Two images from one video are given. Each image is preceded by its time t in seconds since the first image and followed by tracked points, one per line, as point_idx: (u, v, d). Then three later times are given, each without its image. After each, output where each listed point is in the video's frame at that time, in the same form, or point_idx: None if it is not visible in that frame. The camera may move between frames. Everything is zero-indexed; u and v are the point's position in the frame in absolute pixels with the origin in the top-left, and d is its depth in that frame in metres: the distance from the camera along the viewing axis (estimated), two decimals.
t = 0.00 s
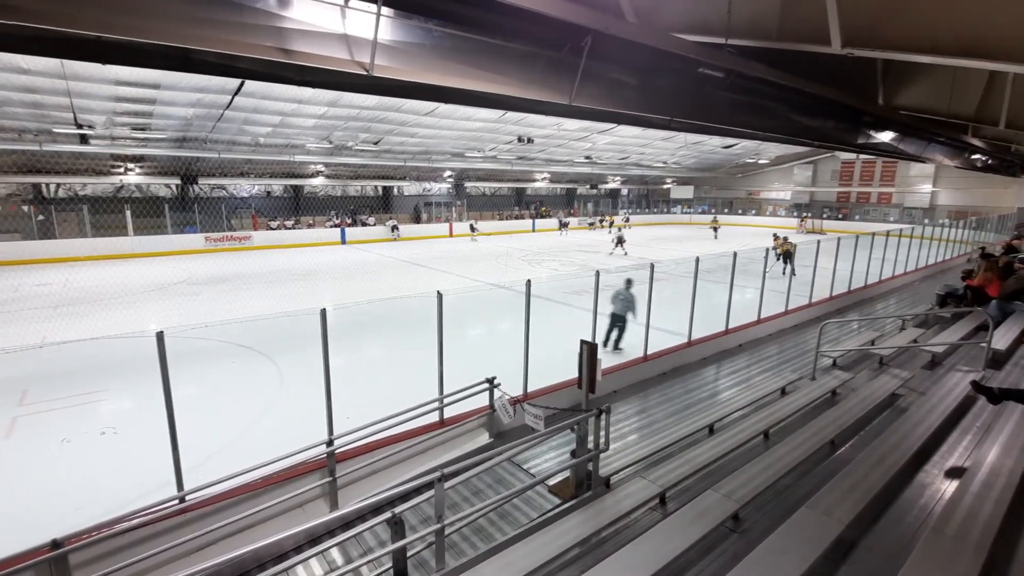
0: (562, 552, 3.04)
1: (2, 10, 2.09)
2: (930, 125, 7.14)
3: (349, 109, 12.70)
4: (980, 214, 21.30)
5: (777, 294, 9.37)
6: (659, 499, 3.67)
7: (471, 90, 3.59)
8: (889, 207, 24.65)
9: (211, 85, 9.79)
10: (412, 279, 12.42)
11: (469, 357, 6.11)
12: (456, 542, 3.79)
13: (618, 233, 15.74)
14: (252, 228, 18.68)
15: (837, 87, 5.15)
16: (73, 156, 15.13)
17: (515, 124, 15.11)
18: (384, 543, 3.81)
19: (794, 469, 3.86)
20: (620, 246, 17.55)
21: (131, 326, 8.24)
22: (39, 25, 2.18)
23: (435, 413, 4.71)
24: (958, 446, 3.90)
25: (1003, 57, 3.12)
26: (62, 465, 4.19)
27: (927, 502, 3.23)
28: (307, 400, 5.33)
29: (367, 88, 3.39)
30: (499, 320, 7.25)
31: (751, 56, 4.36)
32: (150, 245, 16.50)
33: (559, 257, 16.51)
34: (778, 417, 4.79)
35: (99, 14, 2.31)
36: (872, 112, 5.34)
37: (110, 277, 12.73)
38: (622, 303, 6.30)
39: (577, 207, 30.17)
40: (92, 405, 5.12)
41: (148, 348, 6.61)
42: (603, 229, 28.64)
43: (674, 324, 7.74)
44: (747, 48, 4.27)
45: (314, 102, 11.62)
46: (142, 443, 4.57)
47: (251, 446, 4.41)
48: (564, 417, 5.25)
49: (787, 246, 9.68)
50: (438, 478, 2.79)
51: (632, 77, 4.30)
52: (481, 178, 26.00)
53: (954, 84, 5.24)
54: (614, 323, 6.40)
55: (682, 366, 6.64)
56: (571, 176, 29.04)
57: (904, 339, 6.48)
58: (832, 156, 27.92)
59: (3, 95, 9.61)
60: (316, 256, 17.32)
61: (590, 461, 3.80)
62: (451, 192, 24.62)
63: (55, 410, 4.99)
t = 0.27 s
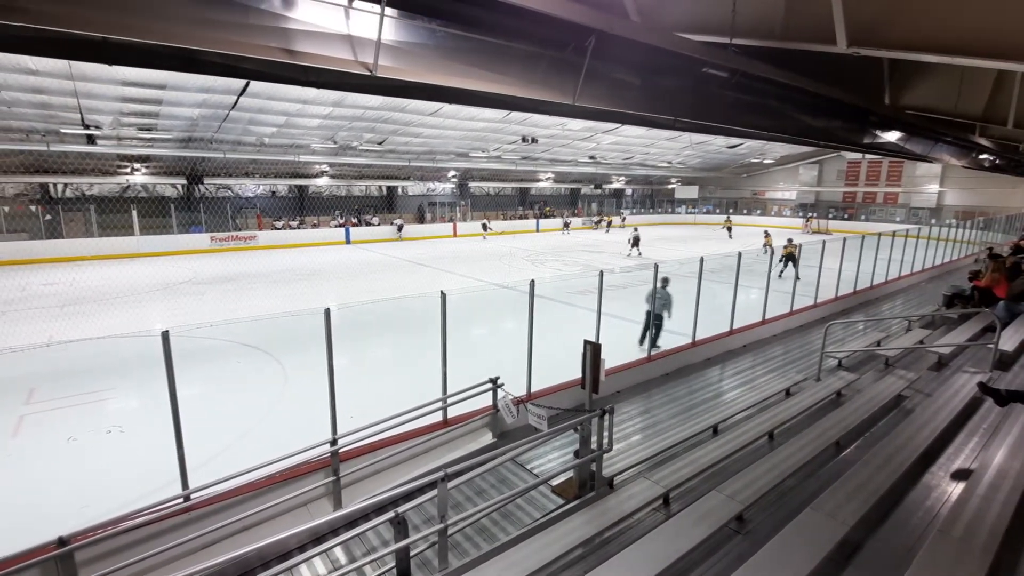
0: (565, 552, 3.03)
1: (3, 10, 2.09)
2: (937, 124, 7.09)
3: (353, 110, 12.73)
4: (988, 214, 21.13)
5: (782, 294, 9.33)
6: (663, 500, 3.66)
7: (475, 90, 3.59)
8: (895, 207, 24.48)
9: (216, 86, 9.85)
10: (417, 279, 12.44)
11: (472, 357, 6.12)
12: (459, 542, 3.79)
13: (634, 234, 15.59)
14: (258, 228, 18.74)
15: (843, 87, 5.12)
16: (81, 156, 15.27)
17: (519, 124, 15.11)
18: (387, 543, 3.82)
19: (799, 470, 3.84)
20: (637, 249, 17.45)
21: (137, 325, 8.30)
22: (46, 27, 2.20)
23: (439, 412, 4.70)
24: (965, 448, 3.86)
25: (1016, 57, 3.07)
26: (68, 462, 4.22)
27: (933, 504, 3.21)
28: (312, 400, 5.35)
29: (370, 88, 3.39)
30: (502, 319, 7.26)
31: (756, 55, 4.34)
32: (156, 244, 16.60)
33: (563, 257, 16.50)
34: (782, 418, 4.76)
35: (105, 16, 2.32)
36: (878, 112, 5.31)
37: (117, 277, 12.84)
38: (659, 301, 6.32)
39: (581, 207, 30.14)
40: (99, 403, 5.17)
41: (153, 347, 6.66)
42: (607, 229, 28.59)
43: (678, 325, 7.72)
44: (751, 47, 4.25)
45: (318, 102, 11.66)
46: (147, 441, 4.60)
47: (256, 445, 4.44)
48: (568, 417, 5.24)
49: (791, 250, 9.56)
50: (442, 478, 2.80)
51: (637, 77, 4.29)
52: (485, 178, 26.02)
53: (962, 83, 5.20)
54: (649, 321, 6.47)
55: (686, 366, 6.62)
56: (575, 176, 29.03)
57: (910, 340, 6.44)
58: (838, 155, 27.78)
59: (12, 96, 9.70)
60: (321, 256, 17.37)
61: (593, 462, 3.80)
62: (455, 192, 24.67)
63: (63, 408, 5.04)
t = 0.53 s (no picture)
0: (566, 552, 3.03)
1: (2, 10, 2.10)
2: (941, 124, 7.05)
3: (356, 110, 12.75)
4: (994, 214, 21.00)
5: (785, 294, 9.30)
6: (665, 500, 3.65)
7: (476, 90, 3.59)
8: (900, 207, 24.35)
9: (219, 86, 9.87)
10: (419, 278, 12.45)
11: (473, 356, 6.12)
12: (460, 541, 3.80)
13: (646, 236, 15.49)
14: (261, 227, 18.77)
15: (847, 86, 5.09)
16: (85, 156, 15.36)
17: (521, 123, 15.10)
18: (388, 542, 3.83)
19: (801, 471, 3.82)
20: (649, 249, 17.38)
21: (140, 325, 8.32)
22: (49, 27, 2.21)
23: (440, 412, 4.70)
24: (969, 449, 3.84)
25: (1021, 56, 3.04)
26: (71, 461, 4.24)
27: (936, 505, 3.19)
28: (314, 400, 5.37)
29: (371, 88, 3.40)
30: (502, 319, 7.26)
31: (759, 54, 4.33)
32: (160, 244, 16.65)
33: (565, 257, 16.49)
34: (785, 418, 4.75)
35: (108, 17, 2.34)
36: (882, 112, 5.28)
37: (120, 276, 12.89)
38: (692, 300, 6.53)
39: (584, 207, 30.11)
40: (103, 402, 5.20)
41: (156, 347, 6.68)
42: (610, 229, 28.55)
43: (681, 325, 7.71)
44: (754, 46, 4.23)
45: (321, 102, 11.68)
46: (150, 440, 4.63)
47: (259, 444, 4.46)
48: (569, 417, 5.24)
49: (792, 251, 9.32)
50: (443, 478, 2.80)
51: (638, 76, 4.28)
52: (488, 178, 26.03)
53: (966, 83, 5.16)
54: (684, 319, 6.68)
55: (688, 366, 6.60)
56: (577, 176, 29.00)
57: (914, 340, 6.40)
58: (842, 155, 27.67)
59: (16, 96, 9.76)
60: (324, 255, 17.40)
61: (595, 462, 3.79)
62: (457, 192, 24.69)
63: (67, 406, 5.08)
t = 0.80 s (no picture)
0: (568, 552, 3.03)
1: (5, 11, 2.11)
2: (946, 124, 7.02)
3: (359, 110, 12.77)
4: (999, 215, 20.89)
5: (788, 295, 9.28)
6: (667, 501, 3.64)
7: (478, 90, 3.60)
8: (904, 207, 24.25)
9: (223, 86, 9.90)
10: (421, 278, 12.46)
11: (476, 356, 6.13)
12: (462, 541, 3.80)
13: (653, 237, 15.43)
14: (264, 227, 18.80)
15: (851, 86, 5.07)
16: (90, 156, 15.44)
17: (524, 124, 15.10)
18: (390, 541, 3.83)
19: (804, 472, 3.81)
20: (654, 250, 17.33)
21: (143, 324, 8.34)
22: (53, 28, 2.22)
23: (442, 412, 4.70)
24: (972, 451, 3.82)
25: None
26: (74, 460, 4.26)
27: (939, 507, 3.18)
28: (317, 399, 5.38)
29: (373, 88, 3.40)
30: (504, 319, 7.26)
31: (762, 54, 4.32)
32: (163, 243, 16.69)
33: (568, 257, 16.48)
34: (787, 419, 4.73)
35: (111, 17, 2.35)
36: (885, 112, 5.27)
37: (124, 275, 12.93)
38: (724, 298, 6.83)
39: (587, 207, 30.09)
40: (107, 400, 5.23)
41: (160, 345, 6.70)
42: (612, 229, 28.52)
43: (684, 325, 7.71)
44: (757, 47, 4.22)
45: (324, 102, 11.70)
46: (154, 438, 4.65)
47: (261, 443, 4.47)
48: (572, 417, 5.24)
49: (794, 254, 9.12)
50: (445, 478, 2.80)
51: (641, 76, 4.27)
52: (491, 178, 26.04)
53: (971, 83, 5.14)
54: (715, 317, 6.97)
55: (691, 367, 6.60)
56: (580, 176, 28.99)
57: (917, 341, 6.38)
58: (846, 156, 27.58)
59: (22, 96, 9.81)
60: (327, 255, 17.42)
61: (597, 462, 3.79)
62: (460, 192, 24.72)
63: (71, 404, 5.10)
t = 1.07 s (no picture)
0: (570, 553, 3.02)
1: (10, 12, 2.13)
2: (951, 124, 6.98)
3: (363, 110, 12.79)
4: (1005, 215, 20.74)
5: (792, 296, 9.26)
6: (670, 502, 3.63)
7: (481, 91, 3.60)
8: (910, 208, 24.11)
9: (227, 86, 9.94)
10: (425, 278, 12.47)
11: (479, 356, 6.15)
12: (464, 542, 3.80)
13: (658, 238, 15.35)
14: (268, 227, 18.86)
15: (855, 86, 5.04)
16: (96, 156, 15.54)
17: (527, 124, 15.09)
18: (393, 541, 3.84)
19: (808, 474, 3.79)
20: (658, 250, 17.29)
21: (148, 324, 8.38)
22: (57, 29, 2.24)
23: (444, 412, 4.70)
24: (977, 454, 3.78)
25: None
26: (79, 458, 4.29)
27: (943, 509, 3.16)
28: (321, 398, 5.41)
29: (377, 88, 3.41)
30: (508, 320, 7.26)
31: (765, 55, 4.30)
32: (168, 243, 16.75)
33: (571, 257, 16.46)
34: (791, 421, 4.72)
35: (116, 19, 2.36)
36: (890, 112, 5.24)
37: (130, 275, 13.00)
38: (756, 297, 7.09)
39: (590, 207, 30.06)
40: (113, 399, 5.27)
41: (164, 343, 6.72)
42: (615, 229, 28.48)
43: (687, 326, 7.70)
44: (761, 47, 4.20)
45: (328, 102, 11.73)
46: (158, 437, 4.69)
47: (265, 441, 4.49)
48: (575, 417, 5.24)
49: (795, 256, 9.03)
50: (447, 478, 2.79)
51: (644, 77, 4.27)
52: (494, 178, 26.04)
53: (976, 83, 5.11)
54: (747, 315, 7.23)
55: (694, 368, 6.59)
56: (583, 177, 28.97)
57: (922, 343, 6.34)
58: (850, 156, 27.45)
59: (29, 97, 9.88)
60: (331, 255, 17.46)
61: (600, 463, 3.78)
62: (464, 192, 24.72)
63: (77, 403, 5.14)
